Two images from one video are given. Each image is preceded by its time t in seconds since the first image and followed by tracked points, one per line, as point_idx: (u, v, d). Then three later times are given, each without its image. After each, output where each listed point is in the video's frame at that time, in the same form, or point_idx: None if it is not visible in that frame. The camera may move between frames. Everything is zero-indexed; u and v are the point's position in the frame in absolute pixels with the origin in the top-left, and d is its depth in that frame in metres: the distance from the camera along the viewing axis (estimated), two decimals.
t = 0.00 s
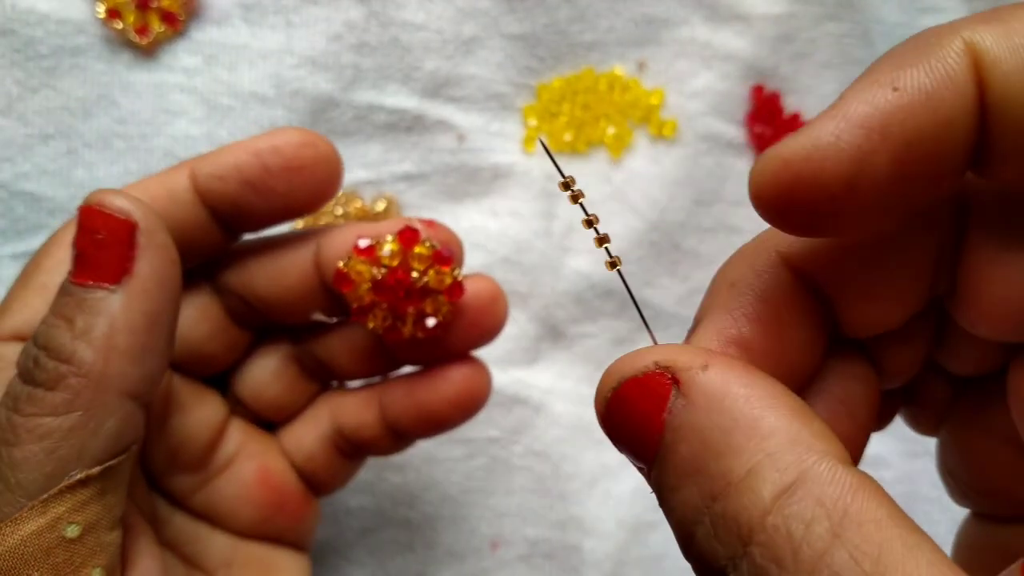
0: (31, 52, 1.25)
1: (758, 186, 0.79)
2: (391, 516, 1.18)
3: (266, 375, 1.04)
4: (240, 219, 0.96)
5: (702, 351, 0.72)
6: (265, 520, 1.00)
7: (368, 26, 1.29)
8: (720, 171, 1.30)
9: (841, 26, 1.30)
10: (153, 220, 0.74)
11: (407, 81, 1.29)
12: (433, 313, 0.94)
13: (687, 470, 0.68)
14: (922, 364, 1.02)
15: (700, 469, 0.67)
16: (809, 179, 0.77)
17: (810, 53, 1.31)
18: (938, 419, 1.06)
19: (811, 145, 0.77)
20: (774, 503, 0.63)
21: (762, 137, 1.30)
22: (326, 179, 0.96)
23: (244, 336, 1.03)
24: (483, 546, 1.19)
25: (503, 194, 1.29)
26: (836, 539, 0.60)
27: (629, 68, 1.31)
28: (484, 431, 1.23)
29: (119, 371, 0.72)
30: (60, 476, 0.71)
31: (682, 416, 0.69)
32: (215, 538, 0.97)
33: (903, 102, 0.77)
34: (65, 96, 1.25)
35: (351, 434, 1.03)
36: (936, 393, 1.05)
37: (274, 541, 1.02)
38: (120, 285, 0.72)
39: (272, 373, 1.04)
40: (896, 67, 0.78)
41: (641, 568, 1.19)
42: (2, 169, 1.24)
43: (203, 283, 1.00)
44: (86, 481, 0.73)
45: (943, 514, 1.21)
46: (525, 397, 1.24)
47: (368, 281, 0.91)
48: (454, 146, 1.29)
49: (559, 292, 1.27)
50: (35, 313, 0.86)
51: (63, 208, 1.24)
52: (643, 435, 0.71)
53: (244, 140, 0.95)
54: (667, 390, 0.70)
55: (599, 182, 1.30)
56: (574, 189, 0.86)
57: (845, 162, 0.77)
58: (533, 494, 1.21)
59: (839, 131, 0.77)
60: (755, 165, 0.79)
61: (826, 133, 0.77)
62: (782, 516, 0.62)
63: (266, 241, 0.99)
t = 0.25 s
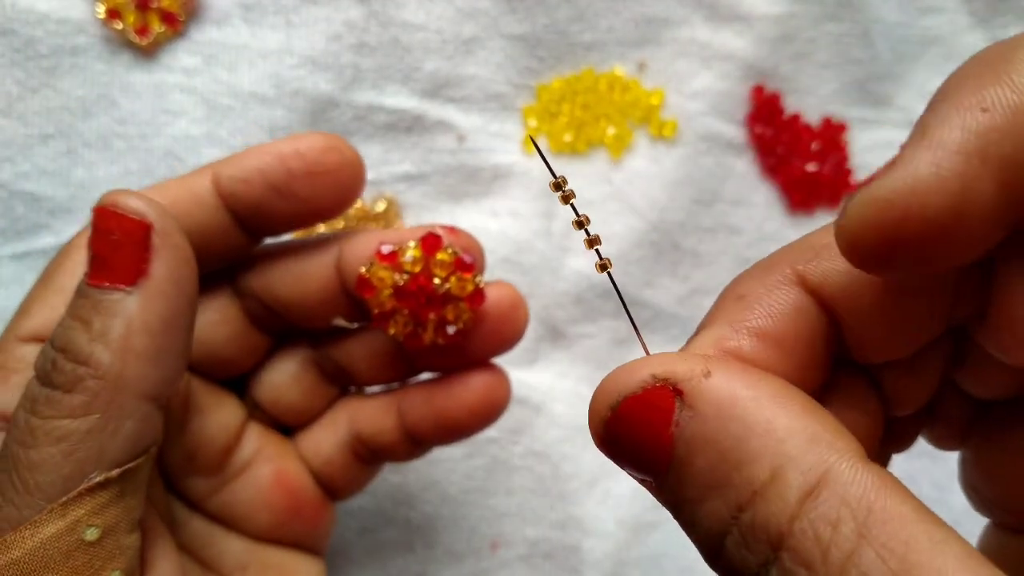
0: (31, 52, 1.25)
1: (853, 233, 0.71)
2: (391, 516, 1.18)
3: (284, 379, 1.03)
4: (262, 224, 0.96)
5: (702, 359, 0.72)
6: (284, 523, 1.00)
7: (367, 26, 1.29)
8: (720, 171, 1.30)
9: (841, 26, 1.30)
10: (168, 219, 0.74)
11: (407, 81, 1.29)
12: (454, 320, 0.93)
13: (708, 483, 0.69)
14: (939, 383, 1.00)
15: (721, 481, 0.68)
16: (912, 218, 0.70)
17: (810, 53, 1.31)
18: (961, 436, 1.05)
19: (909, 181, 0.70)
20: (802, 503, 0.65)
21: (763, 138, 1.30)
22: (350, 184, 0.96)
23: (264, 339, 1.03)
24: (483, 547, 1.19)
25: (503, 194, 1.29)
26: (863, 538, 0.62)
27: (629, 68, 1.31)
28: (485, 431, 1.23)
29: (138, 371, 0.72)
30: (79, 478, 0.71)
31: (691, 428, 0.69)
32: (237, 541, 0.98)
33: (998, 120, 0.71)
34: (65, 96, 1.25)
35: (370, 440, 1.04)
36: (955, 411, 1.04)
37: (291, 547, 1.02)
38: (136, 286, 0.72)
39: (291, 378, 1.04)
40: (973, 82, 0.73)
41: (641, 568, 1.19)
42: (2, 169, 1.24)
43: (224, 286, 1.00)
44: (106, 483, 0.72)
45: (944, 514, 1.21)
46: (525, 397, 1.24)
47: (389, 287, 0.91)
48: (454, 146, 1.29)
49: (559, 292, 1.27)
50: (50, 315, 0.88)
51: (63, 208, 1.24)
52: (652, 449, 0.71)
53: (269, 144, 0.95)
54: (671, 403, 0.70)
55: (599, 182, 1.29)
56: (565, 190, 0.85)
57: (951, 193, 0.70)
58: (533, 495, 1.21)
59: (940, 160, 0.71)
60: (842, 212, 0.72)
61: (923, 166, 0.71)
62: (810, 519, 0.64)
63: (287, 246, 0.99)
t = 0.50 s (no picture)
0: (31, 53, 1.25)
1: (905, 277, 0.71)
2: (392, 518, 1.18)
3: (292, 386, 1.03)
4: (269, 229, 0.96)
5: (710, 371, 0.72)
6: (290, 533, 1.00)
7: (368, 26, 1.29)
8: (721, 172, 1.30)
9: (843, 27, 1.30)
10: (70, 212, 0.73)
11: (408, 82, 1.29)
12: (465, 322, 0.95)
13: (726, 499, 0.69)
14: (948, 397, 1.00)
15: (739, 498, 0.68)
16: (964, 255, 0.70)
17: (811, 54, 1.31)
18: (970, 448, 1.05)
19: (958, 220, 0.70)
20: (824, 516, 0.65)
21: (764, 138, 1.30)
22: (358, 187, 0.95)
23: (273, 347, 1.02)
24: (484, 548, 1.19)
25: (504, 195, 1.29)
26: (886, 550, 0.64)
27: (630, 69, 1.30)
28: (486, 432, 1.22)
29: (54, 369, 0.72)
30: (12, 486, 0.71)
31: (701, 443, 0.69)
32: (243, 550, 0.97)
33: None
34: (65, 97, 1.25)
35: (379, 447, 1.04)
36: (966, 423, 1.03)
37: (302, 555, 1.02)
38: (43, 283, 0.71)
39: (299, 385, 1.03)
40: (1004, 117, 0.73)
41: (642, 568, 1.19)
42: (3, 170, 1.24)
43: (230, 293, 0.99)
44: (40, 489, 0.72)
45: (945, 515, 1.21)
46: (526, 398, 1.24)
47: (399, 290, 0.93)
48: (455, 147, 1.29)
49: (559, 293, 1.27)
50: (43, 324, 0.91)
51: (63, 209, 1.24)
52: (662, 466, 0.71)
53: (275, 148, 0.94)
54: (679, 417, 0.70)
55: (600, 183, 1.30)
56: (565, 199, 0.89)
57: (1004, 226, 0.70)
58: (535, 496, 1.21)
59: (987, 195, 0.70)
60: (889, 260, 0.72)
61: (970, 203, 0.71)
62: (834, 533, 0.65)
63: (293, 251, 0.99)
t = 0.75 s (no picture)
0: (33, 54, 1.25)
1: (859, 278, 0.72)
2: (393, 519, 1.18)
3: (298, 398, 1.01)
4: (273, 236, 0.94)
5: (671, 394, 0.73)
6: (293, 551, 0.99)
7: (369, 27, 1.29)
8: (722, 172, 1.30)
9: (843, 27, 1.30)
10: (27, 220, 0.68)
11: (408, 82, 1.29)
12: (479, 328, 0.91)
13: (692, 523, 0.69)
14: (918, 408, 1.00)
15: (705, 522, 0.69)
16: (915, 258, 0.72)
17: (812, 54, 1.31)
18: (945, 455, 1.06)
19: (909, 223, 0.72)
20: (788, 537, 0.66)
21: (765, 138, 1.30)
22: (365, 190, 0.93)
23: (278, 357, 1.01)
24: (485, 548, 1.19)
25: (505, 195, 1.29)
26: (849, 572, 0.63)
27: (630, 69, 1.30)
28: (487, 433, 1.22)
29: (19, 391, 0.68)
30: None
31: (666, 469, 0.70)
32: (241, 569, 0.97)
33: (991, 152, 0.74)
34: (66, 97, 1.25)
35: (387, 460, 1.01)
36: (941, 432, 1.04)
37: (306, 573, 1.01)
38: None
39: (305, 396, 1.01)
40: (958, 118, 0.75)
41: (643, 569, 1.19)
42: (4, 170, 1.24)
43: (233, 302, 0.98)
44: (11, 517, 0.69)
45: (946, 515, 1.21)
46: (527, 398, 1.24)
47: (410, 295, 0.89)
48: (456, 148, 1.29)
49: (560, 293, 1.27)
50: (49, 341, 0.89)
51: (65, 209, 1.25)
52: (628, 490, 0.72)
53: (279, 152, 0.92)
54: (644, 443, 0.71)
55: (600, 183, 1.30)
56: (525, 226, 0.89)
57: (954, 230, 0.72)
58: (536, 496, 1.21)
59: (939, 198, 0.73)
60: (844, 260, 0.73)
61: (921, 205, 0.73)
62: (796, 555, 0.65)
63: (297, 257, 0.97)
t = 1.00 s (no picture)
0: (32, 54, 1.25)
1: (871, 249, 0.73)
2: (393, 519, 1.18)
3: (297, 416, 0.99)
4: (267, 245, 0.91)
5: (695, 371, 0.72)
6: None
7: (368, 27, 1.28)
8: (721, 173, 1.30)
9: (843, 27, 1.30)
10: None
11: (408, 83, 1.29)
12: (493, 328, 0.85)
13: (716, 497, 0.69)
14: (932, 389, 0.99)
15: (730, 496, 0.68)
16: (927, 230, 0.72)
17: (812, 54, 1.31)
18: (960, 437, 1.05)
19: (921, 195, 0.73)
20: (813, 504, 0.65)
21: (764, 139, 1.30)
22: (367, 192, 0.89)
23: (276, 372, 0.98)
24: (485, 549, 1.19)
25: (505, 195, 1.29)
26: (874, 535, 0.63)
27: (630, 69, 1.30)
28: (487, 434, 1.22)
29: None
30: None
31: (692, 444, 0.69)
32: None
33: (1000, 127, 0.75)
34: (66, 98, 1.25)
35: (392, 484, 0.97)
36: (954, 413, 1.03)
37: None
38: None
39: (304, 414, 0.99)
40: (966, 98, 0.77)
41: (643, 569, 1.19)
42: (3, 171, 1.24)
43: (228, 319, 0.96)
44: None
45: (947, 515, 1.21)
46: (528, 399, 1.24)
47: (418, 297, 0.84)
48: (455, 148, 1.29)
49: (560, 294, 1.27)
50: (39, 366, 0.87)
51: (65, 210, 1.25)
52: (653, 470, 0.71)
53: (272, 157, 0.89)
54: (668, 417, 0.70)
55: (600, 184, 1.30)
56: (553, 211, 0.88)
57: (965, 203, 0.73)
58: (536, 497, 1.21)
59: (950, 171, 0.73)
60: (856, 232, 0.74)
61: (933, 177, 0.73)
62: (822, 521, 0.65)
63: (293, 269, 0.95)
